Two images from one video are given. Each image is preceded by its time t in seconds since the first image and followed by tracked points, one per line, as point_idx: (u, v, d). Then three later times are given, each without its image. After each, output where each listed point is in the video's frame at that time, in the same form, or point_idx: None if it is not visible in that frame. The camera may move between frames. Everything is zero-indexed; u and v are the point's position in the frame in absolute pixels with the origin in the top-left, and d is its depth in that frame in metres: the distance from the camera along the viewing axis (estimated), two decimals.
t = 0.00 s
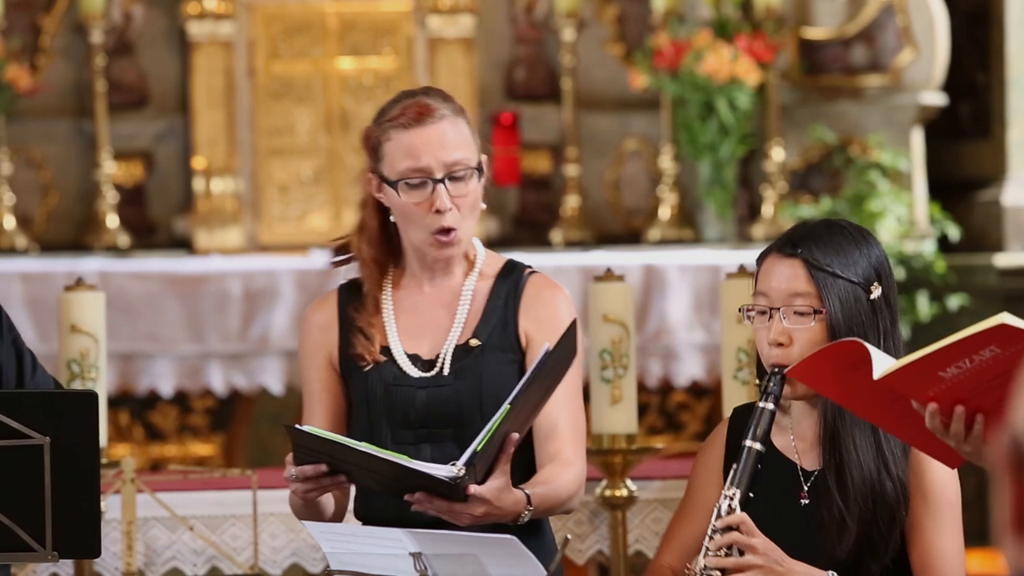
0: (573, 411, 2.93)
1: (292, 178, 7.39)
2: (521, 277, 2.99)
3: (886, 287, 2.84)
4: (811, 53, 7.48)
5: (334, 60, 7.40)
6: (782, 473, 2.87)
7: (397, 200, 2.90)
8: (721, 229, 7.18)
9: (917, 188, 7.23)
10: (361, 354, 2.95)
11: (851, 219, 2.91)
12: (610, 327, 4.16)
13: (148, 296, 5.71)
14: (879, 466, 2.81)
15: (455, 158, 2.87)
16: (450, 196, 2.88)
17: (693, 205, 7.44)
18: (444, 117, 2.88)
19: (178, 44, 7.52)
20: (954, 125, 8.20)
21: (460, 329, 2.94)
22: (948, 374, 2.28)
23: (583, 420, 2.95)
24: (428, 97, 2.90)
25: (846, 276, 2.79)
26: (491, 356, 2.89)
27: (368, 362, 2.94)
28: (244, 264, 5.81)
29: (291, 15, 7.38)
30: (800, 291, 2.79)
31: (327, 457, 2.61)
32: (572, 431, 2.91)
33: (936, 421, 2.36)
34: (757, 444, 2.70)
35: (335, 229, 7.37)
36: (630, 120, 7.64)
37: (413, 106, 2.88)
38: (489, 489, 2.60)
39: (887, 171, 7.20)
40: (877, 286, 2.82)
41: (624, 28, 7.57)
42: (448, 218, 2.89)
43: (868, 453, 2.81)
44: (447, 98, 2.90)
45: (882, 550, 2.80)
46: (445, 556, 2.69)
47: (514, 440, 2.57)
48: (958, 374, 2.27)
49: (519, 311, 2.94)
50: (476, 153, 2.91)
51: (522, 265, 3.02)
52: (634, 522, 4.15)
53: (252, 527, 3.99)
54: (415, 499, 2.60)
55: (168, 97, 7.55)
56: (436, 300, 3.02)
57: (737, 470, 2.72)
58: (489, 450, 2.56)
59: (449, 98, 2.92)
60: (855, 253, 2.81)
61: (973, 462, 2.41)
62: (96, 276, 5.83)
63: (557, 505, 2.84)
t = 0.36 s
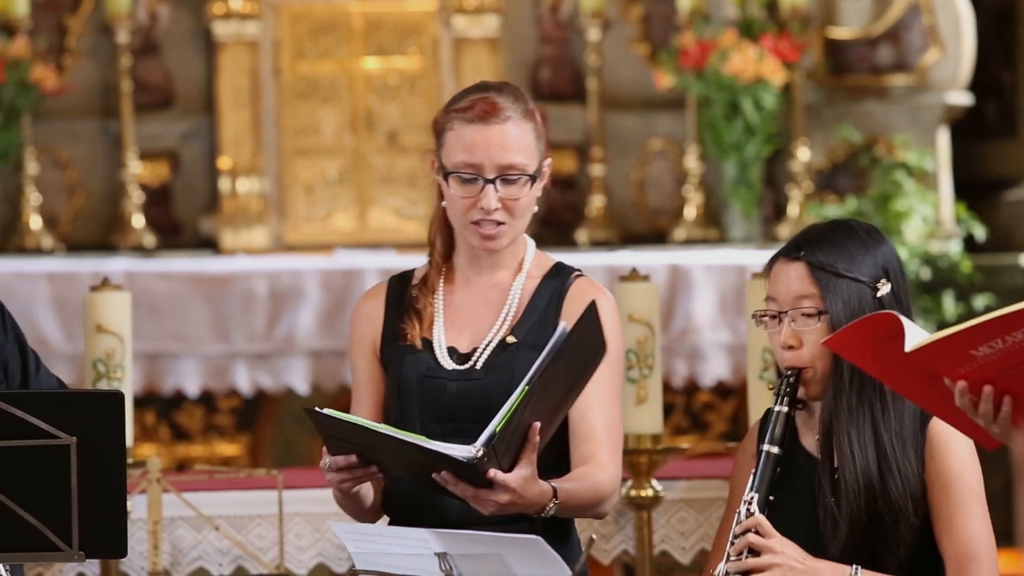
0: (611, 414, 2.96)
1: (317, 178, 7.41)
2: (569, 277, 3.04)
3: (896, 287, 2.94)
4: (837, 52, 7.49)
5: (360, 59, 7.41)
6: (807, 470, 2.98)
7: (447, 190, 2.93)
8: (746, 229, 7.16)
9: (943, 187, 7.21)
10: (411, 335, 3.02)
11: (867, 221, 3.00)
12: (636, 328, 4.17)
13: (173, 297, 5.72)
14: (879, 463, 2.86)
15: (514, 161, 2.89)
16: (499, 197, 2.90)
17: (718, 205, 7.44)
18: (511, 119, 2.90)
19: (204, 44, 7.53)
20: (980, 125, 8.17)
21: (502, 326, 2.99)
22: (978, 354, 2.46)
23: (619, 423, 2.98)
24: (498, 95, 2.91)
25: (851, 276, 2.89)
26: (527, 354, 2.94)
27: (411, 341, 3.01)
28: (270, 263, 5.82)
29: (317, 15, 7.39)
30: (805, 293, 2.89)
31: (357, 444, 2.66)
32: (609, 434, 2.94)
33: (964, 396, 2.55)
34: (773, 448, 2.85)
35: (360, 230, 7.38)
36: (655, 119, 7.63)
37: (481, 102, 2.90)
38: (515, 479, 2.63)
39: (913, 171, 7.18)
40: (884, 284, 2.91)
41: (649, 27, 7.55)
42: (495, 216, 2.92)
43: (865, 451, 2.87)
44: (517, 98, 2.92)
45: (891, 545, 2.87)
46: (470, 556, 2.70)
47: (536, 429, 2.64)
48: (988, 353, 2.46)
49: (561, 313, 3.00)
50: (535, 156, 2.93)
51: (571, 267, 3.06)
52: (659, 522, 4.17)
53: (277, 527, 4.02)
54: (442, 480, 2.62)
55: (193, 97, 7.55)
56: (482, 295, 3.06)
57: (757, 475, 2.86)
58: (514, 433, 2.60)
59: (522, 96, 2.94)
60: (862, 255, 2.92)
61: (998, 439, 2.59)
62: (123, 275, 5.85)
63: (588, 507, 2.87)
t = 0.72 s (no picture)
0: (641, 423, 2.96)
1: (343, 178, 7.40)
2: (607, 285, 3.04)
3: (952, 280, 3.01)
4: (862, 52, 7.47)
5: (385, 60, 7.41)
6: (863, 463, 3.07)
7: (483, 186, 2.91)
8: (772, 229, 7.15)
9: (970, 187, 7.19)
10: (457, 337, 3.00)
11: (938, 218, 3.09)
12: (662, 327, 4.22)
13: (200, 296, 5.73)
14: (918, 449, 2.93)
15: (550, 159, 2.87)
16: (534, 194, 2.88)
17: (744, 204, 7.43)
18: (549, 116, 2.88)
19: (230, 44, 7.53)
20: (1008, 124, 8.15)
21: (538, 339, 2.98)
22: None
23: (650, 430, 2.98)
24: (538, 91, 2.89)
25: (902, 265, 2.98)
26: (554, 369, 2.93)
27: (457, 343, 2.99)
28: (297, 263, 5.81)
29: (343, 15, 7.40)
30: (856, 281, 3.00)
31: (385, 434, 2.68)
32: (639, 445, 2.94)
33: None
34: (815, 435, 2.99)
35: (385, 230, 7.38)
36: (681, 118, 7.62)
37: (521, 98, 2.87)
38: (536, 467, 2.65)
39: (939, 171, 7.16)
40: (936, 275, 2.99)
41: (675, 27, 7.56)
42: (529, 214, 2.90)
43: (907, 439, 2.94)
44: (558, 95, 2.89)
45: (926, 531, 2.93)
46: (496, 555, 2.71)
47: (560, 418, 2.67)
48: None
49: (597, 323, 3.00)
50: (574, 155, 2.90)
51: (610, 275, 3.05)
52: (685, 522, 4.25)
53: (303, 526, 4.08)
54: (465, 469, 2.66)
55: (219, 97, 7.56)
56: (521, 298, 3.05)
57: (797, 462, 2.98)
58: (535, 419, 2.63)
59: (562, 93, 2.91)
60: (917, 246, 3.01)
61: None
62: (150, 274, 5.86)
63: (617, 511, 2.87)
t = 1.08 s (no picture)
0: (652, 424, 2.99)
1: (371, 177, 7.40)
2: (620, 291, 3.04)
3: None
4: (892, 51, 7.43)
5: (414, 59, 7.40)
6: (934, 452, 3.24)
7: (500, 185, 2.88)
8: (802, 228, 7.14)
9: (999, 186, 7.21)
10: (476, 340, 3.01)
11: None
12: (690, 328, 4.26)
13: (229, 296, 5.75)
14: (990, 447, 3.07)
15: (568, 160, 2.84)
16: (552, 195, 2.86)
17: (774, 204, 7.43)
18: (568, 116, 2.85)
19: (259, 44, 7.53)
20: None
21: (550, 342, 2.98)
22: None
23: (661, 432, 3.02)
24: (558, 92, 2.87)
25: (985, 257, 3.09)
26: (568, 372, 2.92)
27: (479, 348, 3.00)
28: (327, 262, 5.81)
29: (371, 15, 7.39)
30: (938, 270, 3.13)
31: (406, 427, 2.71)
32: (650, 445, 2.97)
33: None
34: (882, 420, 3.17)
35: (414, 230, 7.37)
36: (710, 118, 7.61)
37: (541, 98, 2.85)
38: (557, 458, 2.68)
39: (968, 169, 7.18)
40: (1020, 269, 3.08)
41: (704, 26, 7.56)
42: (546, 214, 2.88)
43: (980, 435, 3.08)
44: (578, 96, 2.88)
45: (992, 524, 3.07)
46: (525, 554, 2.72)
47: (579, 407, 2.72)
48: None
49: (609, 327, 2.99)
50: (593, 155, 2.88)
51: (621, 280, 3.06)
52: (714, 522, 4.28)
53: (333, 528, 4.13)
54: (486, 461, 2.70)
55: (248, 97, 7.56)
56: (533, 301, 3.05)
57: (862, 444, 3.16)
58: (554, 410, 2.67)
59: (581, 93, 2.89)
60: (1004, 240, 3.11)
61: None
62: (180, 275, 5.89)
63: (632, 510, 2.89)
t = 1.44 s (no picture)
0: (665, 434, 3.01)
1: (403, 177, 7.40)
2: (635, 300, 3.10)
3: None
4: (923, 51, 7.41)
5: (446, 59, 7.39)
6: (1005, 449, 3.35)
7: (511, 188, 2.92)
8: (834, 227, 7.13)
9: None
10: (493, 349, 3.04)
11: None
12: (722, 327, 4.32)
13: (261, 296, 5.77)
14: None
15: (580, 163, 2.89)
16: (563, 198, 2.90)
17: (806, 203, 7.42)
18: (581, 120, 2.90)
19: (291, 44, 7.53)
20: None
21: (569, 352, 3.03)
22: None
23: (674, 441, 3.03)
24: (570, 96, 2.91)
25: None
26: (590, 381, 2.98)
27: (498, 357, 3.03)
28: (358, 262, 5.81)
29: (403, 15, 7.38)
30: (1014, 266, 3.30)
31: (426, 428, 2.74)
32: (664, 453, 2.99)
33: None
34: (946, 409, 3.23)
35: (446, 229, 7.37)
36: (743, 117, 7.61)
37: (554, 101, 2.90)
38: (577, 461, 2.72)
39: (1002, 169, 7.04)
40: None
41: (736, 25, 7.54)
42: (557, 217, 2.91)
43: None
44: (590, 101, 2.92)
45: None
46: (558, 555, 2.77)
47: (599, 412, 2.74)
48: None
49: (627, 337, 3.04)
50: (605, 161, 2.93)
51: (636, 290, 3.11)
52: (746, 522, 4.33)
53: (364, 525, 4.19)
54: (505, 463, 2.74)
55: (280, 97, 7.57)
56: (548, 310, 3.09)
57: (924, 432, 3.22)
58: (576, 414, 2.70)
59: (595, 100, 2.93)
60: None
61: None
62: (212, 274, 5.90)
63: (645, 516, 2.92)
